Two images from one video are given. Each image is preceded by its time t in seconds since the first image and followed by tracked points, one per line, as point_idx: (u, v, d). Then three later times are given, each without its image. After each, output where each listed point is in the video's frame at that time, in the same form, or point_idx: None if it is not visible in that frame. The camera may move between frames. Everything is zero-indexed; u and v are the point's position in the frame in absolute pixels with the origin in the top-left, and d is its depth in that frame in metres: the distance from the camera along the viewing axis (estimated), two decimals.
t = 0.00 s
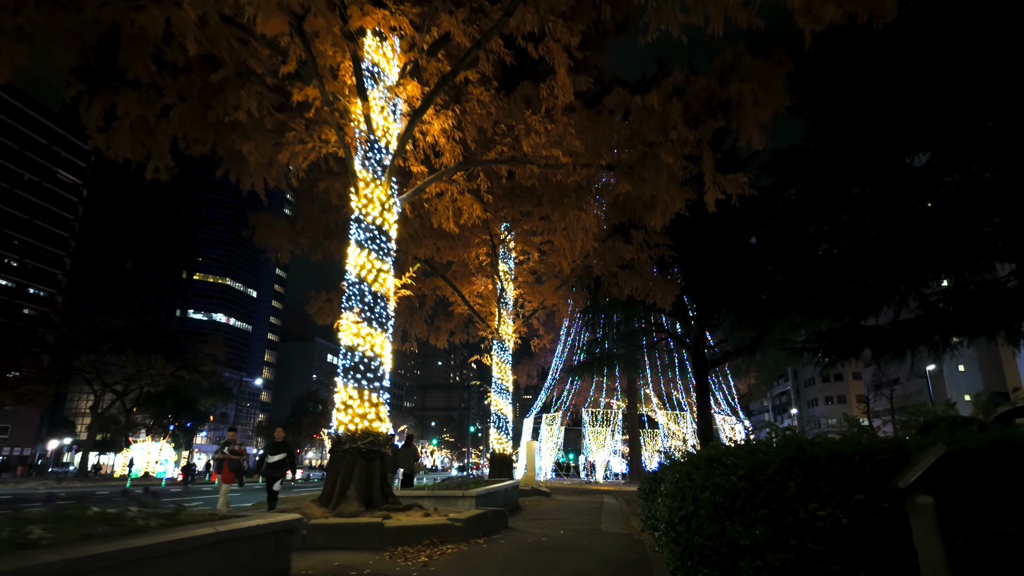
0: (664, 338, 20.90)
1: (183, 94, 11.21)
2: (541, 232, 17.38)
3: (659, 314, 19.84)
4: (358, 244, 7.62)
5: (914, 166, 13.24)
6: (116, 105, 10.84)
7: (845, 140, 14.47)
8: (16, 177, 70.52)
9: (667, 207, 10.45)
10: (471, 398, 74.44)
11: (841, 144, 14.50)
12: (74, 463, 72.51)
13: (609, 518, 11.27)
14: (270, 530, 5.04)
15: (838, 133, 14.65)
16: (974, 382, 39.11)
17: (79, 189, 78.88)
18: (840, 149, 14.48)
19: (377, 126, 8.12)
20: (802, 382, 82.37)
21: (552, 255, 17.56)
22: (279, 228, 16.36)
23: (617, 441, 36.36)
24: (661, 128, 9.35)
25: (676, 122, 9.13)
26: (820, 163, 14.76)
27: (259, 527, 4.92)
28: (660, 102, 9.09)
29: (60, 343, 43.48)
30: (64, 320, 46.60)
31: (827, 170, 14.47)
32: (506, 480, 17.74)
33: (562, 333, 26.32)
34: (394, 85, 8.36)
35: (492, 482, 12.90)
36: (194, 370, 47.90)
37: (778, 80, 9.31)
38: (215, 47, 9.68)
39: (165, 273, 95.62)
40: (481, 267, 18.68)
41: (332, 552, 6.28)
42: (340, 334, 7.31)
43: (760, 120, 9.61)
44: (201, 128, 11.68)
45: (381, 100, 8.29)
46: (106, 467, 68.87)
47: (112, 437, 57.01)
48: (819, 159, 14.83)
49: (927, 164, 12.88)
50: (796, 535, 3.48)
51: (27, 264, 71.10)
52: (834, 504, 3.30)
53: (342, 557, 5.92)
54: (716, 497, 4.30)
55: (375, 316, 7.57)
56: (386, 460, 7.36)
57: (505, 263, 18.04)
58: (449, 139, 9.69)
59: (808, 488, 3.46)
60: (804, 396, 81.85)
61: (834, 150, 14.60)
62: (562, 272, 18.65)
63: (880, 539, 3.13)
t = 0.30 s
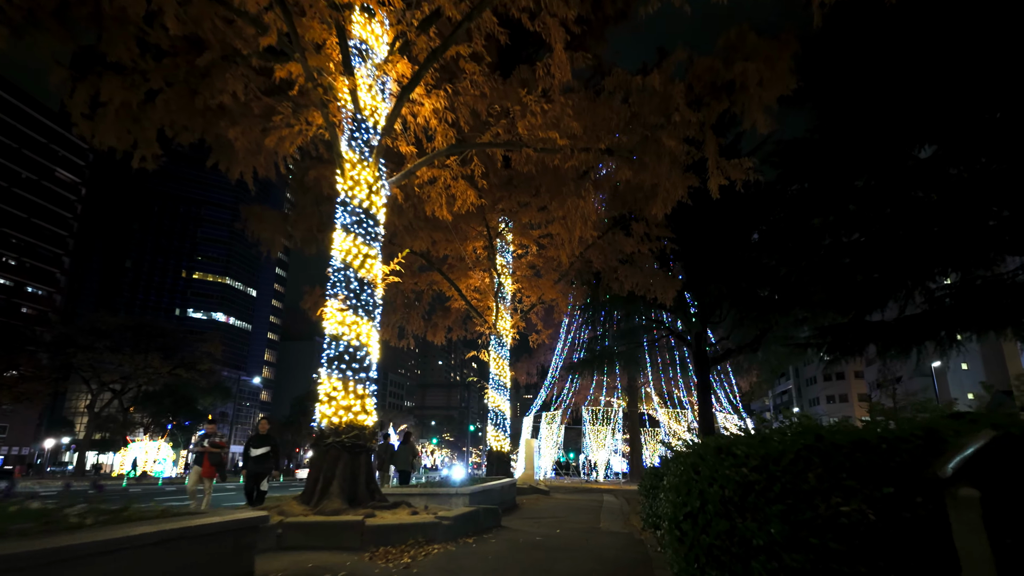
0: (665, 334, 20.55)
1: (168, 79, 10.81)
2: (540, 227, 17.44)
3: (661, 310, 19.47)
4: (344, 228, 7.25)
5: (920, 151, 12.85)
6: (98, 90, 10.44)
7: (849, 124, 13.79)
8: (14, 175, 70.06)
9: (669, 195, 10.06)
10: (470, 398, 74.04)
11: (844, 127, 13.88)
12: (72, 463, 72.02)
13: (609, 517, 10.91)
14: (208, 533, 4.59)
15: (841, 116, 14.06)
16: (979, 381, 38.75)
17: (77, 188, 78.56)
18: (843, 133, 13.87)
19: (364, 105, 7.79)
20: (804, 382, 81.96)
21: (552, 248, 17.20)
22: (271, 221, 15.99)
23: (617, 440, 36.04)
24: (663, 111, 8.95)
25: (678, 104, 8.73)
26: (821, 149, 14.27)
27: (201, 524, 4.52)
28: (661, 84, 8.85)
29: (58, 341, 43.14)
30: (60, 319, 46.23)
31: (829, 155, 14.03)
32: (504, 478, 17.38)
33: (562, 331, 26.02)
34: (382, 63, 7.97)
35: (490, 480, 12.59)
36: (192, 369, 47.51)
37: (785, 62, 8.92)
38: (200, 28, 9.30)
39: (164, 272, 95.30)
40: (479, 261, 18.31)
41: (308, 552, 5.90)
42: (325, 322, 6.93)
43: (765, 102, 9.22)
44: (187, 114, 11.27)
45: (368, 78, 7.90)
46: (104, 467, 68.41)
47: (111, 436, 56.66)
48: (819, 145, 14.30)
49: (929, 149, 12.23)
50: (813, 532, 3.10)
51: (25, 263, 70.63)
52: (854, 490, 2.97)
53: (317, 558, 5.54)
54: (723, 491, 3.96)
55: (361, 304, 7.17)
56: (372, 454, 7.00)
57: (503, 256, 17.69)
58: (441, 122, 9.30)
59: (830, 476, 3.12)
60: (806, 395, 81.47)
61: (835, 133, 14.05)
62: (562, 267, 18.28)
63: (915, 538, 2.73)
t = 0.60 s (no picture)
0: (666, 334, 20.22)
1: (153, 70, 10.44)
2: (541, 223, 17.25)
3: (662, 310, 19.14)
4: (329, 220, 6.87)
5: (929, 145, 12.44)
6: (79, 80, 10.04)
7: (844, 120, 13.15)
8: (12, 175, 69.52)
9: (671, 188, 9.68)
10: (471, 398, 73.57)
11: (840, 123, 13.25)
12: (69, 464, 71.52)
13: (609, 522, 10.56)
14: (149, 555, 4.20)
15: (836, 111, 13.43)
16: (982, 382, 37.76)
17: (75, 187, 78.21)
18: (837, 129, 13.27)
19: (352, 91, 7.43)
20: (805, 382, 81.59)
21: (551, 245, 16.83)
22: (264, 217, 15.63)
23: (618, 441, 35.65)
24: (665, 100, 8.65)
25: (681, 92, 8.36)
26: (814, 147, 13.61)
27: (140, 547, 4.12)
28: (664, 71, 8.43)
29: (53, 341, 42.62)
30: (57, 318, 45.78)
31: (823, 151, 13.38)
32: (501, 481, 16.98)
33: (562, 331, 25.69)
34: (371, 48, 7.61)
35: (486, 484, 12.26)
36: (190, 369, 47.12)
37: (793, 47, 8.52)
38: (183, 14, 8.91)
39: (164, 272, 94.92)
40: (477, 259, 17.93)
41: (285, 566, 5.51)
42: (308, 319, 6.56)
43: (771, 91, 8.85)
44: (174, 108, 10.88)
45: (357, 64, 7.53)
46: (103, 468, 68.05)
47: (109, 437, 56.29)
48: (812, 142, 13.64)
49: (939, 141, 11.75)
50: (844, 553, 2.73)
51: (22, 263, 70.06)
52: (893, 506, 2.60)
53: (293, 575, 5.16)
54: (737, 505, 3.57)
55: (347, 300, 6.79)
56: (357, 459, 6.65)
57: (502, 254, 17.33)
58: (434, 111, 8.93)
59: (864, 490, 2.74)
60: (808, 395, 81.13)
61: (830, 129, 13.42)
62: (562, 265, 17.92)
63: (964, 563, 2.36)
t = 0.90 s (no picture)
0: (668, 333, 19.87)
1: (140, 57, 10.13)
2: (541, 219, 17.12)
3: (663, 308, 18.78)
4: (316, 207, 6.54)
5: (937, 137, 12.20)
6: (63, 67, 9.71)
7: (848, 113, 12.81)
8: (11, 174, 69.16)
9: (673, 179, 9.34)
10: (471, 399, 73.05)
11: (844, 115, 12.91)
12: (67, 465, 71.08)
13: (609, 525, 10.22)
14: (90, 566, 3.89)
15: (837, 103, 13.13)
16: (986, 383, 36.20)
17: (74, 187, 77.85)
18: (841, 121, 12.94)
19: (341, 74, 7.06)
20: (807, 382, 81.12)
21: (552, 241, 16.50)
22: (258, 212, 15.29)
23: (618, 441, 35.29)
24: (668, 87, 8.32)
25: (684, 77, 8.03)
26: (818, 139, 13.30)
27: (82, 557, 3.82)
28: (666, 56, 8.10)
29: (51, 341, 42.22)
30: (54, 318, 45.45)
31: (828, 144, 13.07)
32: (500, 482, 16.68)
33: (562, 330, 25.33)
34: (361, 28, 7.26)
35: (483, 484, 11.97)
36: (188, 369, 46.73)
37: (801, 31, 8.19)
38: None
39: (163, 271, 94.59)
40: (475, 254, 17.59)
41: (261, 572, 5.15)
42: (293, 312, 6.25)
43: (777, 76, 8.51)
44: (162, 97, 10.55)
45: (347, 45, 7.18)
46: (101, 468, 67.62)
47: (107, 437, 55.86)
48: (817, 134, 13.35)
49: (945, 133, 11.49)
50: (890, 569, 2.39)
51: (21, 262, 69.64)
52: (943, 511, 2.30)
53: None
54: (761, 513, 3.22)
55: (334, 291, 6.47)
56: (344, 459, 6.35)
57: (501, 250, 16.99)
58: (428, 96, 8.58)
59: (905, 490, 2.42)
60: (810, 395, 80.61)
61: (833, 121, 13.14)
62: (562, 261, 17.56)
63: None
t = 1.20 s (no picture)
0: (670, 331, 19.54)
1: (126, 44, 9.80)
2: (539, 214, 16.93)
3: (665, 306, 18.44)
4: (301, 191, 6.21)
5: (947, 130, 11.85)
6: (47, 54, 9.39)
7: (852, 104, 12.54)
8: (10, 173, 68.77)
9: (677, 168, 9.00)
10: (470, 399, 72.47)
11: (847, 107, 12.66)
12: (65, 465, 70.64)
13: (610, 526, 9.89)
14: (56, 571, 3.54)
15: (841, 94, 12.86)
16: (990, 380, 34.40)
17: (72, 186, 77.46)
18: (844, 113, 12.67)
19: (329, 53, 6.80)
20: (809, 382, 80.55)
21: (551, 236, 16.17)
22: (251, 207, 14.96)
23: (619, 441, 34.89)
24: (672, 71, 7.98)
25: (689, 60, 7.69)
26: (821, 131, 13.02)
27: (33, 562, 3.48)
28: (671, 38, 7.76)
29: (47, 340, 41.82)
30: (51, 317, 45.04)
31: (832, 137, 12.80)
32: (498, 481, 16.53)
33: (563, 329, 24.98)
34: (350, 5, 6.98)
35: (481, 484, 11.71)
36: (185, 368, 46.29)
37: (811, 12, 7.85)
38: None
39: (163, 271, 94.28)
40: (473, 250, 17.25)
41: None
42: (276, 301, 5.94)
43: (785, 61, 8.18)
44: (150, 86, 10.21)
45: (335, 23, 6.90)
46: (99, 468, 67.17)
47: (105, 437, 55.57)
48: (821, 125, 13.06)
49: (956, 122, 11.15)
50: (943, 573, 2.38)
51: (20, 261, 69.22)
52: (1003, 515, 2.27)
53: None
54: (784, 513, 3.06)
55: (320, 280, 6.18)
56: (329, 457, 6.09)
57: (500, 245, 16.65)
58: (419, 77, 8.30)
59: (970, 491, 2.39)
60: (812, 394, 80.04)
61: (837, 112, 12.87)
62: (562, 257, 17.21)
63: None
